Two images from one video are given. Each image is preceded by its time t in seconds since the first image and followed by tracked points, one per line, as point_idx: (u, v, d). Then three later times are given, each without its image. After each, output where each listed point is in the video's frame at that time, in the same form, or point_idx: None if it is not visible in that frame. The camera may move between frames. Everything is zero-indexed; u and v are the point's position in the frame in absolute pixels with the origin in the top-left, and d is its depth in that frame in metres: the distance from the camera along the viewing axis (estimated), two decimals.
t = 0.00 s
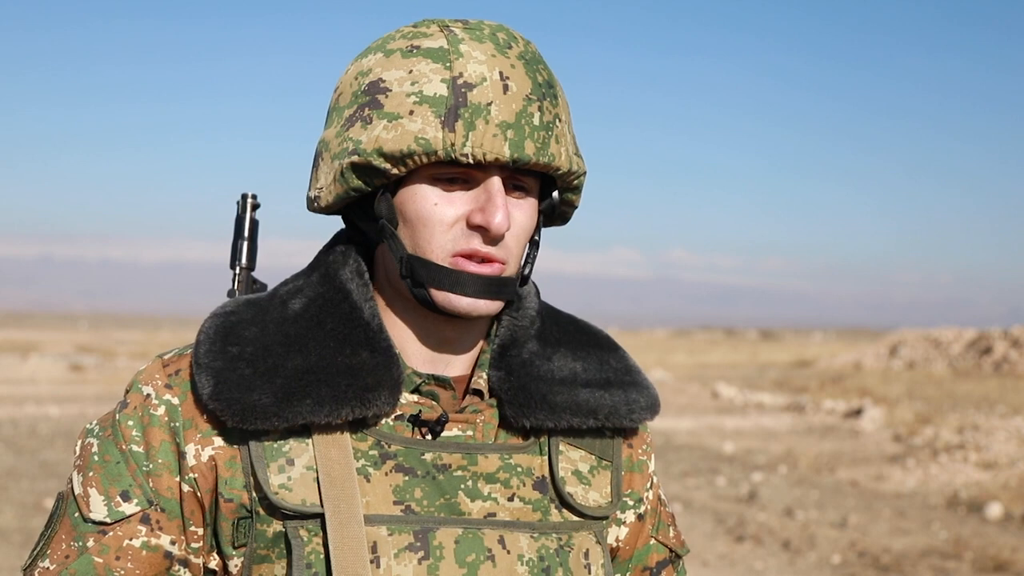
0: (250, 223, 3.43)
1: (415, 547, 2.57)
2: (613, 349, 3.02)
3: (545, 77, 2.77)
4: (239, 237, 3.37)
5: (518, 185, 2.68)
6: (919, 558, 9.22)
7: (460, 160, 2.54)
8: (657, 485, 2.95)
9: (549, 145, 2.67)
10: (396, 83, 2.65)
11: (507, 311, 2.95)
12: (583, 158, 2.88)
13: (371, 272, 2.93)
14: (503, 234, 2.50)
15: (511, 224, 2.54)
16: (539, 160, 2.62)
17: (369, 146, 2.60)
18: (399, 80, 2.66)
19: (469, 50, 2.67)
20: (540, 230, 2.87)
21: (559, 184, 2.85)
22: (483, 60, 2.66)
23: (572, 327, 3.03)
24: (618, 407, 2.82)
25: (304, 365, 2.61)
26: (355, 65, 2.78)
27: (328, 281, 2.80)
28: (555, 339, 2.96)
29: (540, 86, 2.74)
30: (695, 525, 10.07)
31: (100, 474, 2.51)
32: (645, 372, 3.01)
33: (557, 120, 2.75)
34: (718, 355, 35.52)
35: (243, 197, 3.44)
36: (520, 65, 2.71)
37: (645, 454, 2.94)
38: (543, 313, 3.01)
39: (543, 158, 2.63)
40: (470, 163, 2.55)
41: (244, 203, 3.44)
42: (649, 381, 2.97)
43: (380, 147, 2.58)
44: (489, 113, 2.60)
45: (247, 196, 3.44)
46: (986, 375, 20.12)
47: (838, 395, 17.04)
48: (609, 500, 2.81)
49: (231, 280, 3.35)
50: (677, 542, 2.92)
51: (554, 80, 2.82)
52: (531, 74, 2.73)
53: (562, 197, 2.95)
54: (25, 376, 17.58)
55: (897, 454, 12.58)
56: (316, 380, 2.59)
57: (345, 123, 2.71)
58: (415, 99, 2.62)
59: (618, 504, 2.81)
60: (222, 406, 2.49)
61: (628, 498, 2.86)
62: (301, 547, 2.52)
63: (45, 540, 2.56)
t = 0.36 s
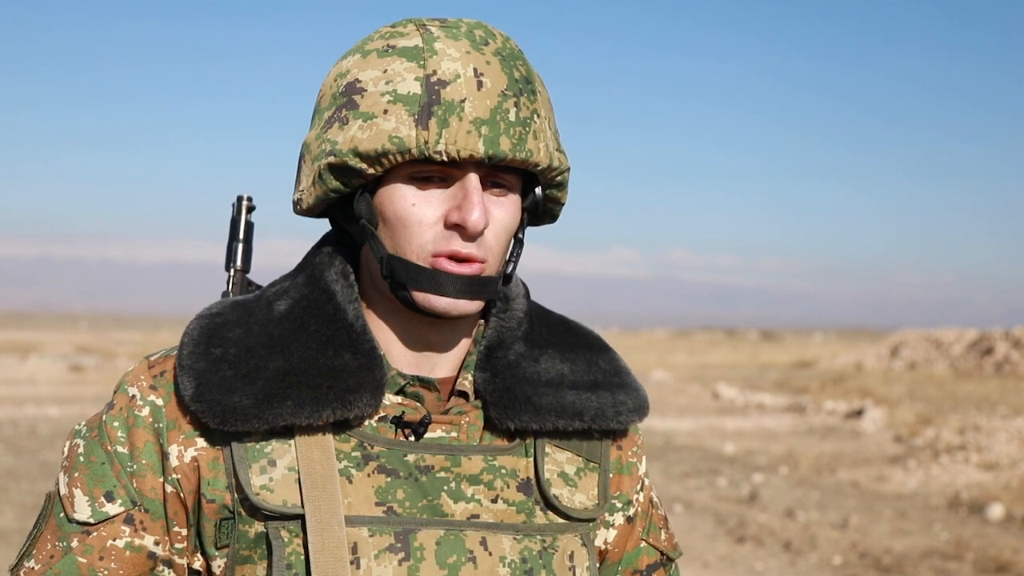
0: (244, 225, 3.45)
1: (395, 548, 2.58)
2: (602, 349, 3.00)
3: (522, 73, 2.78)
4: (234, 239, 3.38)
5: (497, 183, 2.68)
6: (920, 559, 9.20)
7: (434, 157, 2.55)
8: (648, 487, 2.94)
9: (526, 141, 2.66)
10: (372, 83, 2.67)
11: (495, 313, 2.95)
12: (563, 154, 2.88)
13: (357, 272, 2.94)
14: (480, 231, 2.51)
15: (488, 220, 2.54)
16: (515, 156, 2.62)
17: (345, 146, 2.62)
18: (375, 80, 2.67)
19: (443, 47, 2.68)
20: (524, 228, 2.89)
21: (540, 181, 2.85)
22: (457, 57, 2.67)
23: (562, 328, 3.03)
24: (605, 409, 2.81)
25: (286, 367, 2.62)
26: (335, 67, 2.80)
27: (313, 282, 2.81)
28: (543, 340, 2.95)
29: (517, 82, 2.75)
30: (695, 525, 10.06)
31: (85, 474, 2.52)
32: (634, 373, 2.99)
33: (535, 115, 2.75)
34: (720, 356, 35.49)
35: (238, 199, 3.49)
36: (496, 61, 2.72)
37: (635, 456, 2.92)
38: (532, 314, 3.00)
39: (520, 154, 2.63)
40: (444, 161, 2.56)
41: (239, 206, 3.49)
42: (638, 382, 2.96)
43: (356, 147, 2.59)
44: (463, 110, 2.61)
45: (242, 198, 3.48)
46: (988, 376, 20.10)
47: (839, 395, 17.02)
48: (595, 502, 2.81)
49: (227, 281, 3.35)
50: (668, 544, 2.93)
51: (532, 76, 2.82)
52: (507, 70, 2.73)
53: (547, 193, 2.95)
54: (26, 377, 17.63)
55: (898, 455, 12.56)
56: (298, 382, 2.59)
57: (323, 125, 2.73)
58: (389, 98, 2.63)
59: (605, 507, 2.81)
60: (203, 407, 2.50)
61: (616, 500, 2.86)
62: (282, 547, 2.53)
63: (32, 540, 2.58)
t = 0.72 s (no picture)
0: (238, 236, 3.42)
1: (394, 551, 2.58)
2: (598, 350, 2.99)
3: (517, 73, 2.77)
4: (227, 249, 3.35)
5: (492, 181, 2.67)
6: (921, 560, 9.19)
7: (429, 156, 2.54)
8: (647, 490, 2.93)
9: (522, 141, 2.65)
10: (366, 83, 2.66)
11: (490, 316, 2.93)
12: (560, 155, 2.87)
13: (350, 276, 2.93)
14: (475, 231, 2.50)
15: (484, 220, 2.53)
16: (511, 156, 2.61)
17: (339, 146, 2.60)
18: (369, 79, 2.66)
19: (438, 47, 2.66)
20: (520, 228, 2.88)
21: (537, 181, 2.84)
22: (452, 56, 2.66)
23: (558, 330, 3.01)
24: (603, 409, 2.80)
25: (280, 371, 2.61)
26: (330, 67, 2.79)
27: (306, 286, 2.79)
28: (540, 342, 2.93)
29: (512, 82, 2.74)
30: (696, 526, 10.05)
31: (78, 483, 2.50)
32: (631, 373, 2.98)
33: (530, 116, 2.74)
34: (721, 356, 35.47)
35: (231, 208, 3.44)
36: (491, 61, 2.71)
37: (634, 458, 2.91)
38: (527, 316, 2.99)
39: (515, 154, 2.62)
40: (439, 160, 2.55)
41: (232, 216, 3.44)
42: (635, 383, 2.94)
43: (350, 147, 2.58)
44: (458, 109, 2.60)
45: (235, 208, 3.43)
46: (989, 376, 20.10)
47: (840, 396, 17.02)
48: (595, 504, 2.80)
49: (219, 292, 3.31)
50: (669, 549, 2.91)
51: (527, 77, 2.82)
52: (503, 70, 2.72)
53: (542, 195, 2.95)
54: (27, 377, 17.66)
55: (899, 456, 12.54)
56: (292, 386, 2.58)
57: (318, 126, 2.72)
58: (383, 98, 2.62)
59: (604, 509, 2.80)
60: (197, 412, 2.49)
61: (616, 503, 2.85)
62: (279, 552, 2.53)
63: (25, 551, 2.56)
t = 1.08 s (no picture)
0: (249, 241, 3.36)
1: (412, 555, 2.54)
2: (614, 350, 2.95)
3: (537, 73, 2.74)
4: (238, 256, 3.30)
5: (511, 182, 2.64)
6: (922, 561, 9.18)
7: (447, 156, 2.50)
8: (667, 491, 2.90)
9: (541, 141, 2.62)
10: (383, 79, 2.63)
11: (505, 316, 2.90)
12: (578, 156, 2.83)
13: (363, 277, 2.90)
14: (493, 232, 2.46)
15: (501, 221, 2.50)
16: (530, 156, 2.58)
17: (355, 144, 2.57)
18: (386, 76, 2.63)
19: (457, 45, 2.63)
20: (536, 231, 2.84)
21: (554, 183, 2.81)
22: (471, 54, 2.63)
23: (574, 330, 2.98)
24: (621, 409, 2.77)
25: (292, 374, 2.57)
26: (346, 64, 2.76)
27: (318, 289, 2.75)
28: (555, 343, 2.90)
29: (531, 81, 2.70)
30: (697, 527, 10.03)
31: (90, 492, 2.47)
32: (649, 372, 2.95)
33: (549, 116, 2.71)
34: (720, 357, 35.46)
35: (241, 215, 3.39)
36: (510, 59, 2.67)
37: (654, 459, 2.88)
38: (542, 317, 2.96)
39: (535, 155, 2.59)
40: (457, 160, 2.52)
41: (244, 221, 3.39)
42: (653, 381, 2.91)
43: (366, 144, 2.55)
44: (477, 108, 2.57)
45: (246, 214, 3.38)
46: (990, 377, 20.10)
47: (841, 396, 17.01)
48: (615, 505, 2.77)
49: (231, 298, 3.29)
50: (691, 550, 2.88)
51: (547, 76, 2.78)
52: (522, 69, 2.69)
53: (559, 196, 2.91)
54: (26, 377, 17.61)
55: (900, 456, 12.53)
56: (305, 390, 2.54)
57: (333, 123, 2.69)
58: (401, 95, 2.59)
59: (625, 510, 2.77)
60: (209, 418, 2.46)
61: (637, 504, 2.82)
62: (295, 558, 2.48)
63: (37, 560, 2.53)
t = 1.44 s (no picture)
0: (285, 223, 3.35)
1: (444, 560, 2.49)
2: (654, 355, 2.89)
3: (599, 75, 2.68)
4: (274, 238, 3.28)
5: (563, 183, 2.59)
6: (923, 562, 9.16)
7: (503, 150, 2.45)
8: (698, 500, 2.86)
9: (598, 144, 2.58)
10: (444, 68, 2.57)
11: (546, 317, 2.83)
12: (632, 162, 2.78)
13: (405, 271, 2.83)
14: (543, 232, 2.42)
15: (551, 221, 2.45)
16: (586, 158, 2.54)
17: (411, 131, 2.52)
18: (448, 66, 2.57)
19: (522, 39, 2.57)
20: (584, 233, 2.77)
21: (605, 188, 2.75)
22: (536, 50, 2.57)
23: (614, 333, 2.91)
24: (659, 419, 2.72)
25: (331, 371, 2.52)
26: (406, 49, 2.70)
27: (359, 283, 2.68)
28: (595, 347, 2.84)
29: (594, 83, 2.65)
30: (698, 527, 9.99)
31: (123, 478, 2.45)
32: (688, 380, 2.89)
33: (608, 120, 2.65)
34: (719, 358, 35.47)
35: (279, 196, 3.37)
36: (574, 59, 2.61)
37: (687, 467, 2.83)
38: (583, 319, 2.89)
39: (590, 157, 2.54)
40: (513, 155, 2.47)
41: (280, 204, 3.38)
42: (692, 391, 2.85)
43: (422, 133, 2.50)
44: (537, 105, 2.51)
45: (283, 195, 3.37)
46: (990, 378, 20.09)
47: (842, 397, 17.00)
48: (647, 515, 2.72)
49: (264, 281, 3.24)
50: (719, 560, 2.84)
51: (608, 79, 2.72)
52: (585, 70, 2.63)
53: (609, 201, 2.84)
54: (24, 378, 17.52)
55: (901, 457, 12.52)
56: (344, 388, 2.50)
57: (389, 108, 2.64)
58: (461, 86, 2.54)
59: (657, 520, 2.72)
60: (247, 412, 2.42)
61: (668, 513, 2.77)
62: (326, 557, 2.45)
63: (68, 545, 2.51)
